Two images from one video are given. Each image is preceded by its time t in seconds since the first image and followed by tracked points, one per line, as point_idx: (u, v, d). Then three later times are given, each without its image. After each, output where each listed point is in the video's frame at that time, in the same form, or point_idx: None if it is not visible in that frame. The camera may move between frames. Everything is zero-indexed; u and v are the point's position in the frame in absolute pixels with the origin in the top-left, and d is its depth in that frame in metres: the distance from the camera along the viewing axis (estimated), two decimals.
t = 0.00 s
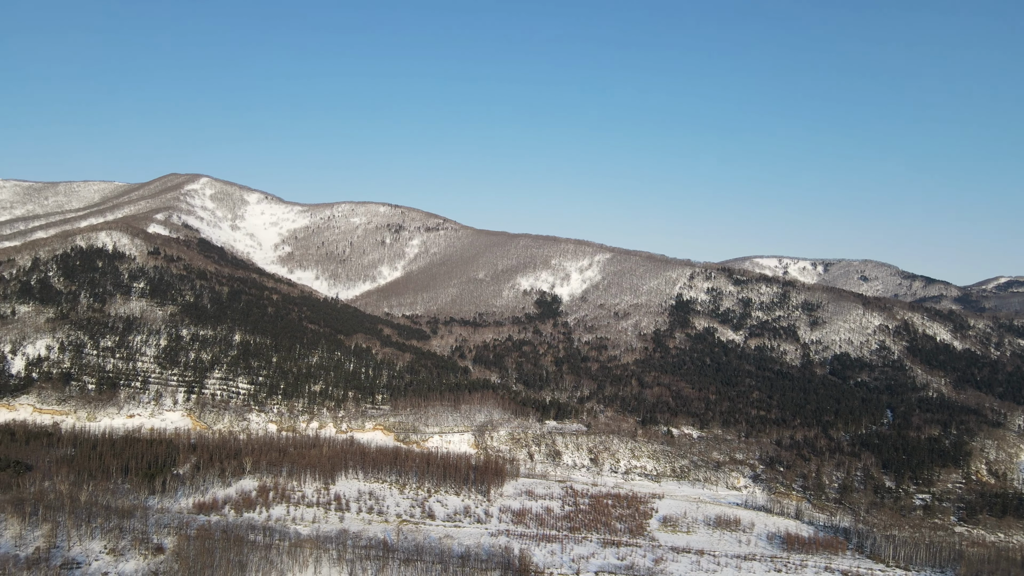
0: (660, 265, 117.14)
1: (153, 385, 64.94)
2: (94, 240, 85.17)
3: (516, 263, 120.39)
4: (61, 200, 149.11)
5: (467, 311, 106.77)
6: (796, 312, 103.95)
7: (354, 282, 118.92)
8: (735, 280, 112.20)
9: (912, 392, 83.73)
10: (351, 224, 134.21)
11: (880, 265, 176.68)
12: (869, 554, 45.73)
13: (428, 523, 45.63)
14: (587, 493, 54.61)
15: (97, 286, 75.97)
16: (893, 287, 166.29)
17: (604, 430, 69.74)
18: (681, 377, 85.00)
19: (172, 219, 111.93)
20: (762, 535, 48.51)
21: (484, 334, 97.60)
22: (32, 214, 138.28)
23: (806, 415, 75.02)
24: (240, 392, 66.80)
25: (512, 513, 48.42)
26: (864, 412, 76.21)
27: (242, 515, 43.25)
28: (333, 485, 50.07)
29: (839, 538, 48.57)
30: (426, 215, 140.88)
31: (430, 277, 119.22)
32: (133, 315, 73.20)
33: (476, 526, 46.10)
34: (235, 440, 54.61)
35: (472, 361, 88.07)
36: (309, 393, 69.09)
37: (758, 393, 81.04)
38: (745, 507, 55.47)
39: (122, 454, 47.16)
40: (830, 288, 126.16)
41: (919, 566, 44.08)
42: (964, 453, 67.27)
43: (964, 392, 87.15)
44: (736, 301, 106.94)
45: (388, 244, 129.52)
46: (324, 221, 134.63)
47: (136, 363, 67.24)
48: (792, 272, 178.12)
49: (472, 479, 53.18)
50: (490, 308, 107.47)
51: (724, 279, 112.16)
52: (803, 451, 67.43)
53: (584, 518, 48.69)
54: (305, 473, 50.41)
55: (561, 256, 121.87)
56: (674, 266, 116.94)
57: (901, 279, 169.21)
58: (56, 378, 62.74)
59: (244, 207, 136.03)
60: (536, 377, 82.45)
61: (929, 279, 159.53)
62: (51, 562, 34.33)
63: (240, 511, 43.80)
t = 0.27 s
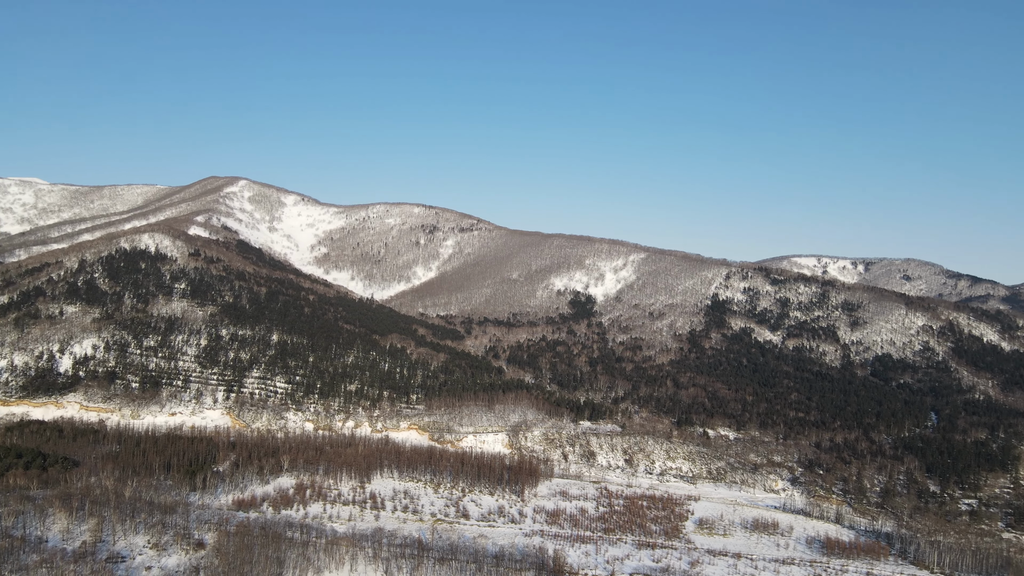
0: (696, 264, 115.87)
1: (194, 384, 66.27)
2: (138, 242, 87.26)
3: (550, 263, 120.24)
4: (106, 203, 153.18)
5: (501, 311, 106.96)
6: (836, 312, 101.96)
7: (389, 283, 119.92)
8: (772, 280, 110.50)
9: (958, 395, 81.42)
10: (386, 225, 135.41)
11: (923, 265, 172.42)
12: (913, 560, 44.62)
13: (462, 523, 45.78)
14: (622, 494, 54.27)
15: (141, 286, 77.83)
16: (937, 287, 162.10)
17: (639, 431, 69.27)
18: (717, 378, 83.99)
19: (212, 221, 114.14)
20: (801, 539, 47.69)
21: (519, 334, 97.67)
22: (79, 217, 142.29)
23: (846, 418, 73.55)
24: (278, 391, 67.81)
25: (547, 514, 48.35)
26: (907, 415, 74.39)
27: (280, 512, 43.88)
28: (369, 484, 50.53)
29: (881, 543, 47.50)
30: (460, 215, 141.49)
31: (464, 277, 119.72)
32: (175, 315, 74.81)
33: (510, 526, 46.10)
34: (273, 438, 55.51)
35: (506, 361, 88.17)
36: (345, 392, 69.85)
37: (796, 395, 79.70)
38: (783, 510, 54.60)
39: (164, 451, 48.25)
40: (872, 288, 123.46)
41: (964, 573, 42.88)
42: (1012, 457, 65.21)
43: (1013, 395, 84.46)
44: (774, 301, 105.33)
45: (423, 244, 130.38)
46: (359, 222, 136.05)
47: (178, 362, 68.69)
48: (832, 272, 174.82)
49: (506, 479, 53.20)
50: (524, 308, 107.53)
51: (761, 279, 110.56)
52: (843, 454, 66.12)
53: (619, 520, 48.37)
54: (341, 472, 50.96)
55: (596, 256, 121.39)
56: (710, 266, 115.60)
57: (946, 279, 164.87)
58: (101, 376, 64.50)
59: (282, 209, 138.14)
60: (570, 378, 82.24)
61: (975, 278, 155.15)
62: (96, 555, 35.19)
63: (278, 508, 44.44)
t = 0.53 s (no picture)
0: (733, 264, 114.34)
1: (234, 383, 67.46)
2: (179, 244, 89.18)
3: (584, 262, 119.82)
4: (150, 206, 156.97)
5: (535, 311, 106.91)
6: (878, 313, 99.64)
7: (423, 283, 120.70)
8: (811, 279, 108.50)
9: (1006, 397, 78.90)
10: (421, 226, 136.33)
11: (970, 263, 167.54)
12: (959, 567, 43.41)
13: (497, 523, 45.83)
14: (658, 496, 53.78)
15: (182, 287, 79.50)
16: (985, 286, 157.40)
17: (675, 432, 68.63)
18: (755, 378, 82.78)
19: (250, 223, 116.14)
20: (843, 543, 46.73)
21: (553, 334, 97.50)
22: (124, 220, 146.08)
23: (889, 420, 71.88)
24: (315, 390, 68.71)
25: (582, 514, 48.15)
26: (953, 418, 72.37)
27: (317, 510, 44.43)
28: (405, 483, 50.86)
29: (926, 549, 46.31)
30: (494, 215, 141.78)
31: (498, 278, 119.95)
32: (216, 315, 76.24)
33: (545, 527, 46.01)
34: (311, 437, 56.24)
35: (540, 361, 88.08)
36: (380, 392, 70.44)
37: (837, 396, 78.15)
38: (823, 514, 53.58)
39: (206, 449, 49.19)
40: (916, 287, 120.36)
41: None
42: None
43: None
44: (813, 301, 103.44)
45: (457, 245, 130.95)
46: (395, 223, 137.18)
47: (219, 361, 70.01)
48: (874, 271, 170.98)
49: (541, 480, 53.11)
50: (558, 308, 107.32)
51: (800, 278, 108.64)
52: (886, 457, 64.63)
53: (655, 522, 47.94)
54: (378, 471, 51.39)
55: (630, 256, 120.60)
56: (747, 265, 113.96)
57: (994, 277, 160.00)
58: (145, 375, 66.06)
59: (318, 210, 139.99)
60: (605, 378, 81.80)
61: None
62: (141, 550, 36.00)
63: (315, 506, 44.99)
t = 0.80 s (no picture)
0: (772, 263, 112.52)
1: (273, 382, 68.53)
2: (220, 245, 90.98)
3: (620, 262, 119.11)
4: (192, 208, 160.34)
5: (570, 311, 106.61)
6: (922, 313, 96.96)
7: (458, 283, 121.22)
8: (853, 278, 106.18)
9: None
10: (456, 226, 136.95)
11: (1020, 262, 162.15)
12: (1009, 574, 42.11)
13: (532, 523, 45.80)
14: (695, 498, 53.19)
15: (223, 288, 81.06)
16: None
17: (712, 433, 67.83)
18: (794, 380, 81.37)
19: (288, 225, 117.95)
20: (886, 549, 45.68)
21: (588, 335, 97.09)
22: (167, 223, 149.49)
23: (935, 423, 70.00)
24: (352, 389, 69.45)
25: (618, 516, 47.84)
26: (1002, 421, 70.12)
27: (354, 508, 44.90)
28: (440, 482, 51.10)
29: (973, 555, 45.03)
30: (529, 215, 141.73)
31: (533, 278, 119.90)
32: (255, 315, 77.57)
33: (580, 527, 45.82)
34: (348, 436, 56.88)
35: (576, 361, 87.77)
36: (416, 391, 70.91)
37: (879, 398, 76.39)
38: (865, 518, 52.43)
39: (246, 447, 50.09)
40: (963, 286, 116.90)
41: None
42: None
43: None
44: (855, 301, 101.26)
45: (492, 245, 131.23)
46: (430, 223, 138.03)
47: (258, 361, 71.21)
48: (918, 270, 166.62)
49: (576, 480, 52.92)
50: (593, 308, 106.85)
51: (841, 278, 106.43)
52: (931, 461, 62.95)
53: (691, 524, 47.41)
54: (414, 470, 51.74)
55: (666, 255, 119.53)
56: (786, 264, 112.03)
57: None
58: (188, 374, 67.49)
59: (355, 212, 141.55)
60: (641, 379, 81.19)
61: None
62: (184, 544, 36.81)
63: (353, 503, 45.49)
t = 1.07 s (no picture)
0: (811, 262, 110.46)
1: (311, 381, 69.45)
2: (260, 246, 92.57)
3: (656, 262, 118.15)
4: (232, 210, 163.38)
5: (605, 311, 106.10)
6: (970, 313, 93.99)
7: (493, 284, 121.50)
8: (896, 278, 103.64)
9: None
10: (491, 227, 137.29)
11: None
12: None
13: (567, 523, 45.66)
14: (733, 500, 52.46)
15: (262, 288, 82.43)
16: None
17: (750, 435, 66.86)
18: (835, 381, 79.81)
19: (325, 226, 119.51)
20: (931, 555, 44.50)
21: (623, 335, 96.50)
22: (208, 224, 152.58)
23: (983, 426, 67.97)
24: (388, 389, 70.03)
25: (654, 517, 47.43)
26: None
27: (390, 506, 45.25)
28: (476, 482, 51.23)
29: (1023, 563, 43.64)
30: (563, 215, 141.39)
31: (567, 278, 119.64)
32: (294, 315, 78.72)
33: (616, 528, 45.53)
34: (384, 435, 57.40)
35: (611, 362, 87.30)
36: (451, 391, 71.21)
37: (924, 401, 74.46)
38: (910, 524, 51.16)
39: (285, 445, 50.85)
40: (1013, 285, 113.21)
41: None
42: None
43: None
44: (898, 301, 98.88)
45: (526, 245, 131.23)
46: (465, 224, 138.59)
47: (297, 360, 72.25)
48: (965, 269, 162.00)
49: (612, 481, 52.62)
50: (629, 308, 106.15)
51: (884, 277, 103.99)
52: (979, 465, 61.13)
53: (729, 527, 46.77)
54: (449, 469, 51.98)
55: (703, 255, 118.20)
56: (826, 263, 109.86)
57: None
58: (228, 372, 68.76)
59: (390, 212, 142.82)
60: (677, 380, 80.41)
61: None
62: (226, 540, 37.48)
63: (389, 502, 45.85)
